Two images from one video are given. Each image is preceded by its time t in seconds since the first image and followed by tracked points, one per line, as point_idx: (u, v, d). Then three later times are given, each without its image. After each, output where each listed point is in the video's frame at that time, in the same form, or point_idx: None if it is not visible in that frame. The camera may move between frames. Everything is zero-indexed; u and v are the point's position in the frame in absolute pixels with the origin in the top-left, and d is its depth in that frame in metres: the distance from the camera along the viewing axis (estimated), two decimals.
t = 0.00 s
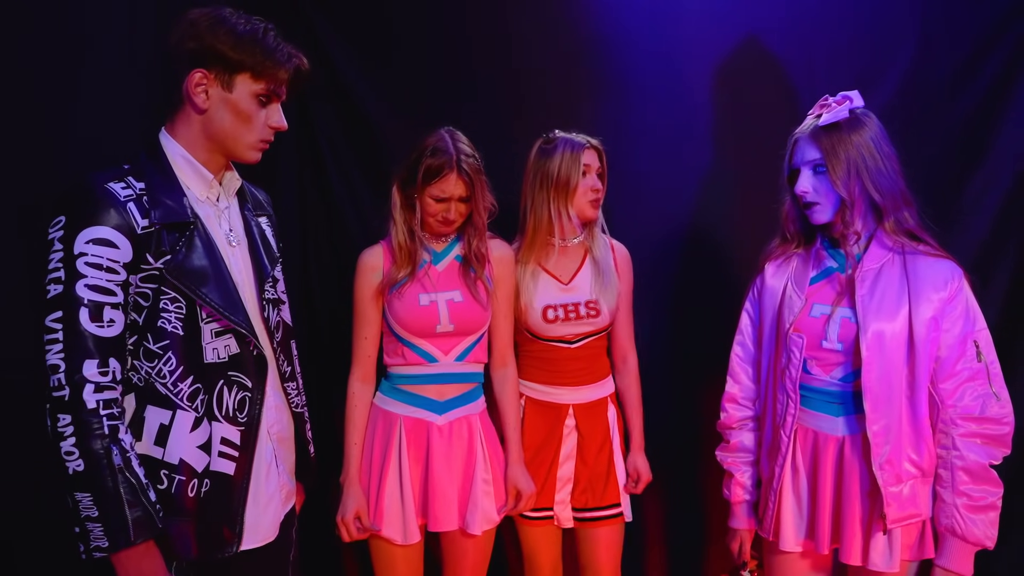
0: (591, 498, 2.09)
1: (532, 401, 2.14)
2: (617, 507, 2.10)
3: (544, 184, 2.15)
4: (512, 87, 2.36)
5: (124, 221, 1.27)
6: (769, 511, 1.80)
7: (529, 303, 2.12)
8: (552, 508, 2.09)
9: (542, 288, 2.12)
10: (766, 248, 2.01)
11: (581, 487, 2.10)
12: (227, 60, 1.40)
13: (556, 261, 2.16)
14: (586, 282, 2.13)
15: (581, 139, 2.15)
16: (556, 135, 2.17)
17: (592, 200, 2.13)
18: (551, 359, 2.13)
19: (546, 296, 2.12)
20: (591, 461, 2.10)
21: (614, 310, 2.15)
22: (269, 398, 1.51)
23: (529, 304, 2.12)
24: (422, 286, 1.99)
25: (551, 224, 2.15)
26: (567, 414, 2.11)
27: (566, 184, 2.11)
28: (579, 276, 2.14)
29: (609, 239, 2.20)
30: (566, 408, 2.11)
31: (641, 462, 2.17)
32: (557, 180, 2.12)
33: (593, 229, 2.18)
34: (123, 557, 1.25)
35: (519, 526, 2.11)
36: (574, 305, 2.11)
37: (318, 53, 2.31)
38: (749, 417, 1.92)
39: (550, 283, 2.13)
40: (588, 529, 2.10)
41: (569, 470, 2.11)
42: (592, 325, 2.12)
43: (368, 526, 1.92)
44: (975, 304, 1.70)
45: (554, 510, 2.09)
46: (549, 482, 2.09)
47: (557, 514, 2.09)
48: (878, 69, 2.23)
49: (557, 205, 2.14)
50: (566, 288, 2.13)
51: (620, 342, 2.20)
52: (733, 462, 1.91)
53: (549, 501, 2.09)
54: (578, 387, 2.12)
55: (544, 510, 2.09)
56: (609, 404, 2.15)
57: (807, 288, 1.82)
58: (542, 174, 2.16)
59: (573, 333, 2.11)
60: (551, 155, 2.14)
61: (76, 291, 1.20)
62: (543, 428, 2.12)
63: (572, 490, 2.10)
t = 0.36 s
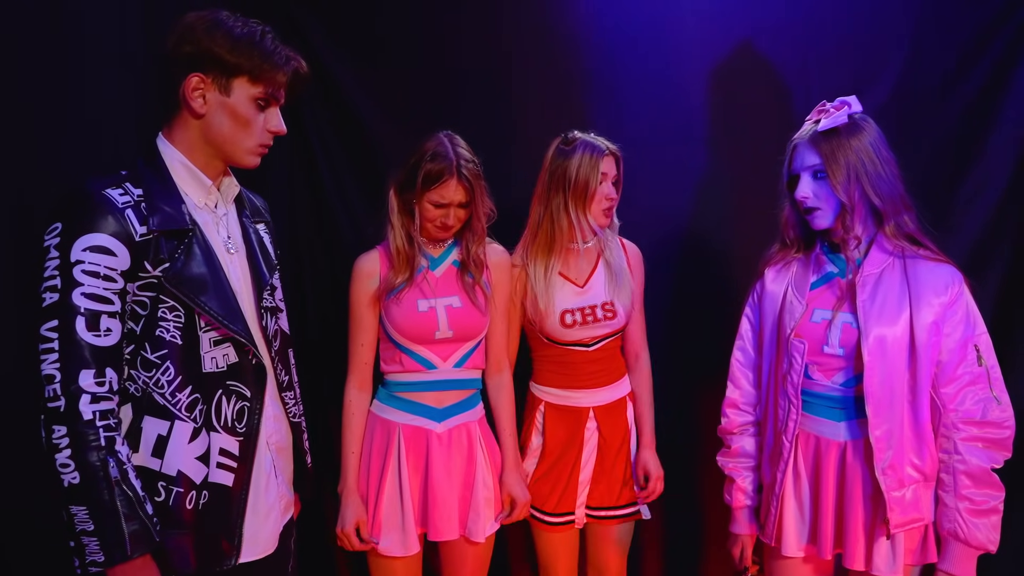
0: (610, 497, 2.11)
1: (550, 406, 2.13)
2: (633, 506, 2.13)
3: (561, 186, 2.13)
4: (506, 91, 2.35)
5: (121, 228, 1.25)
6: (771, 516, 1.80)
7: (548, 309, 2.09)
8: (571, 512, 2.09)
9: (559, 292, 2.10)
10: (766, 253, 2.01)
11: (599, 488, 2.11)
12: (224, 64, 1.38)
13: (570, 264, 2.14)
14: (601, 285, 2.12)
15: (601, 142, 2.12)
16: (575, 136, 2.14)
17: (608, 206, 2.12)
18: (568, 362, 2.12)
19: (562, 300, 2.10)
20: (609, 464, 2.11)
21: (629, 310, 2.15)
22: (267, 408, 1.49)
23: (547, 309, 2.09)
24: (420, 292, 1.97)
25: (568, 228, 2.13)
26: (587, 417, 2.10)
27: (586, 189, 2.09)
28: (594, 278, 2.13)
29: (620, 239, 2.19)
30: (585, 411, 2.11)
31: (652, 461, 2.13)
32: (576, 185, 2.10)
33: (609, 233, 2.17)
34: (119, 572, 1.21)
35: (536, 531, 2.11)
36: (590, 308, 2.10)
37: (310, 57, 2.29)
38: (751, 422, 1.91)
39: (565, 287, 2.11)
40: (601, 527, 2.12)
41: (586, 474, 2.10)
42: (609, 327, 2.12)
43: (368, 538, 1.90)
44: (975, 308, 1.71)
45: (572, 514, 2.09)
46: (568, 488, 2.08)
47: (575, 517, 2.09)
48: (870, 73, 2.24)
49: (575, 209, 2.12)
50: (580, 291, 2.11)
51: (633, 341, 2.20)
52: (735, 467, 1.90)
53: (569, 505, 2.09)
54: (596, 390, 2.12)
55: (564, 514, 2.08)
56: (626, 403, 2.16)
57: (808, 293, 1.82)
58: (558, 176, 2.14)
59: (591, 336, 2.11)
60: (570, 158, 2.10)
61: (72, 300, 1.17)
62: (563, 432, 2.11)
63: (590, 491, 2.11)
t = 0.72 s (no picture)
0: (633, 499, 2.11)
1: (569, 408, 2.14)
2: (655, 507, 2.12)
3: (573, 188, 2.13)
4: (508, 93, 2.35)
5: (127, 236, 1.26)
6: (774, 520, 1.80)
7: (564, 308, 2.09)
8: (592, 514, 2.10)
9: (575, 292, 2.10)
10: (768, 258, 2.00)
11: (620, 490, 2.11)
12: (226, 71, 1.39)
13: (584, 264, 2.14)
14: (614, 283, 2.12)
15: (613, 143, 2.12)
16: (588, 137, 2.14)
17: (619, 209, 2.12)
18: (586, 363, 2.13)
19: (579, 301, 2.10)
20: (630, 467, 2.11)
21: (643, 307, 2.16)
22: (273, 413, 1.50)
23: (564, 308, 2.09)
24: (422, 294, 1.98)
25: (581, 229, 2.13)
26: (606, 418, 2.11)
27: (597, 190, 2.09)
28: (607, 276, 2.13)
29: (631, 240, 2.20)
30: (605, 412, 2.11)
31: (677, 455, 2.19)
32: (587, 186, 2.10)
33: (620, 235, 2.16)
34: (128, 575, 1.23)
35: (553, 533, 2.12)
36: (606, 306, 2.11)
37: (312, 60, 2.30)
38: (753, 424, 1.91)
39: (581, 287, 2.11)
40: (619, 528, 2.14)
41: (606, 476, 2.11)
42: (626, 325, 2.13)
43: (375, 544, 1.91)
44: (979, 309, 1.71)
45: (593, 516, 2.10)
46: (589, 490, 2.09)
47: (596, 518, 2.11)
48: (874, 71, 2.23)
49: (586, 212, 2.12)
50: (596, 289, 2.12)
51: (648, 341, 2.22)
52: (738, 470, 1.91)
53: (590, 507, 2.09)
54: (614, 390, 2.12)
55: (585, 518, 2.09)
56: (645, 402, 2.16)
57: (810, 295, 1.81)
58: (570, 177, 2.13)
59: (608, 334, 2.11)
60: (582, 159, 2.10)
61: (80, 307, 1.19)
62: (582, 434, 2.11)
63: (611, 493, 2.11)
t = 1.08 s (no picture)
0: (646, 500, 2.14)
1: (581, 406, 2.18)
2: (668, 505, 2.17)
3: (588, 189, 2.15)
4: (510, 97, 2.39)
5: (133, 242, 1.30)
6: (767, 514, 1.84)
7: (581, 311, 2.13)
8: (607, 516, 2.12)
9: (592, 295, 2.13)
10: (757, 249, 2.03)
11: (635, 491, 2.14)
12: (227, 79, 1.43)
13: (601, 266, 2.17)
14: (630, 286, 2.16)
15: (624, 143, 2.14)
16: (597, 140, 2.16)
17: (638, 206, 2.13)
18: (599, 363, 2.16)
19: (595, 304, 2.13)
20: (643, 465, 2.15)
21: (659, 306, 2.19)
22: (277, 413, 1.53)
23: (581, 312, 2.13)
24: (426, 295, 2.02)
25: (600, 232, 2.15)
26: (616, 416, 2.14)
27: (613, 191, 2.11)
28: (624, 279, 2.16)
29: (651, 240, 2.22)
30: (615, 411, 2.15)
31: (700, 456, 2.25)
32: (603, 188, 2.12)
33: (640, 234, 2.18)
34: (136, 572, 1.26)
35: (570, 533, 2.16)
36: (620, 310, 2.14)
37: (315, 65, 2.33)
38: (744, 418, 1.95)
39: (597, 290, 2.14)
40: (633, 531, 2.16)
41: (622, 476, 2.14)
42: (641, 328, 2.16)
43: (380, 542, 1.95)
44: (966, 305, 1.74)
45: (609, 518, 2.12)
46: (604, 491, 2.12)
47: (613, 521, 2.12)
48: (870, 72, 2.26)
49: (604, 213, 2.13)
50: (611, 292, 2.15)
51: (665, 340, 2.24)
52: (728, 464, 1.94)
53: (606, 508, 2.12)
54: (625, 389, 2.16)
55: (600, 518, 2.12)
56: (657, 401, 2.20)
57: (801, 289, 1.85)
58: (585, 180, 2.15)
59: (623, 337, 2.14)
60: (595, 161, 2.12)
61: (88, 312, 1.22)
62: (595, 433, 2.15)
63: (627, 495, 2.13)
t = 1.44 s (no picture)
0: (653, 486, 2.20)
1: (590, 398, 2.21)
2: (673, 492, 2.22)
3: (599, 183, 2.17)
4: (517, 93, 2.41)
5: (141, 241, 1.33)
6: (762, 496, 1.89)
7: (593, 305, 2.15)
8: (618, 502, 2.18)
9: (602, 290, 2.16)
10: (751, 236, 2.08)
11: (644, 478, 2.19)
12: (229, 79, 1.46)
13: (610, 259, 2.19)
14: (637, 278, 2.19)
15: (633, 136, 2.17)
16: (607, 132, 2.18)
17: (646, 199, 2.16)
18: (609, 356, 2.20)
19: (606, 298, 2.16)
20: (650, 453, 2.20)
21: (665, 297, 2.23)
22: (286, 406, 1.57)
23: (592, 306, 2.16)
24: (433, 288, 2.06)
25: (609, 224, 2.17)
26: (625, 408, 2.19)
27: (624, 185, 2.13)
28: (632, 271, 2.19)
29: (655, 232, 2.26)
30: (623, 403, 2.19)
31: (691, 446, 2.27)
32: (614, 182, 2.14)
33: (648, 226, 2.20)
34: (150, 561, 1.30)
35: (577, 523, 2.21)
36: (630, 303, 2.18)
37: (322, 65, 2.36)
38: (740, 403, 2.00)
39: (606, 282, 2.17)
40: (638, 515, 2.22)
41: (631, 465, 2.19)
42: (649, 320, 2.21)
43: (392, 531, 1.98)
44: (958, 292, 1.79)
45: (619, 505, 2.18)
46: (614, 479, 2.17)
47: (624, 507, 2.18)
48: (871, 67, 2.30)
49: (615, 205, 2.16)
50: (620, 285, 2.18)
51: (667, 330, 2.29)
52: (725, 448, 1.99)
53: (616, 495, 2.18)
54: (631, 382, 2.20)
55: (610, 506, 2.17)
56: (662, 392, 2.25)
57: (796, 275, 1.89)
58: (595, 175, 2.17)
59: (634, 330, 2.19)
60: (606, 154, 2.14)
61: (99, 310, 1.26)
62: (606, 425, 2.19)
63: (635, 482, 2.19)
